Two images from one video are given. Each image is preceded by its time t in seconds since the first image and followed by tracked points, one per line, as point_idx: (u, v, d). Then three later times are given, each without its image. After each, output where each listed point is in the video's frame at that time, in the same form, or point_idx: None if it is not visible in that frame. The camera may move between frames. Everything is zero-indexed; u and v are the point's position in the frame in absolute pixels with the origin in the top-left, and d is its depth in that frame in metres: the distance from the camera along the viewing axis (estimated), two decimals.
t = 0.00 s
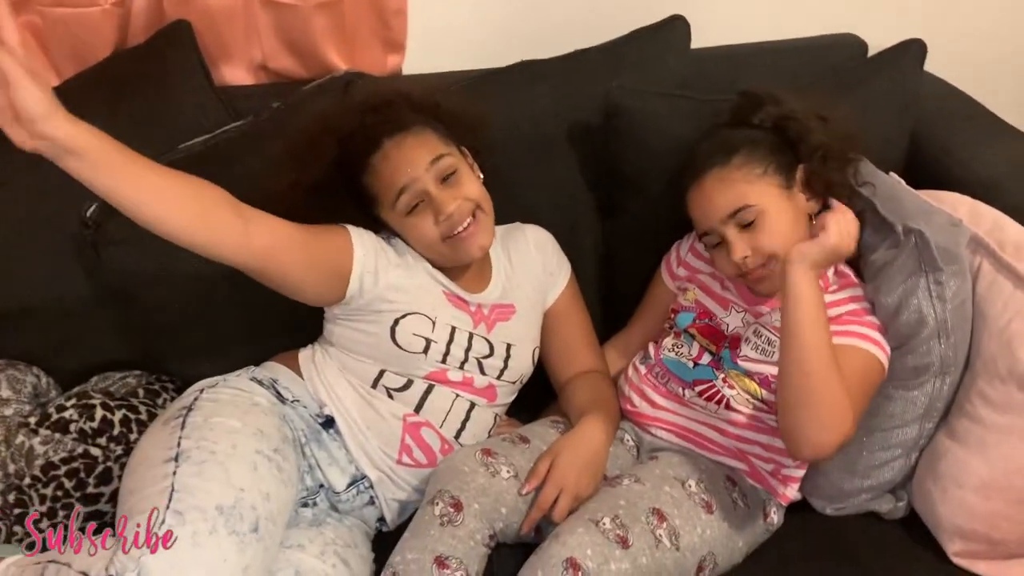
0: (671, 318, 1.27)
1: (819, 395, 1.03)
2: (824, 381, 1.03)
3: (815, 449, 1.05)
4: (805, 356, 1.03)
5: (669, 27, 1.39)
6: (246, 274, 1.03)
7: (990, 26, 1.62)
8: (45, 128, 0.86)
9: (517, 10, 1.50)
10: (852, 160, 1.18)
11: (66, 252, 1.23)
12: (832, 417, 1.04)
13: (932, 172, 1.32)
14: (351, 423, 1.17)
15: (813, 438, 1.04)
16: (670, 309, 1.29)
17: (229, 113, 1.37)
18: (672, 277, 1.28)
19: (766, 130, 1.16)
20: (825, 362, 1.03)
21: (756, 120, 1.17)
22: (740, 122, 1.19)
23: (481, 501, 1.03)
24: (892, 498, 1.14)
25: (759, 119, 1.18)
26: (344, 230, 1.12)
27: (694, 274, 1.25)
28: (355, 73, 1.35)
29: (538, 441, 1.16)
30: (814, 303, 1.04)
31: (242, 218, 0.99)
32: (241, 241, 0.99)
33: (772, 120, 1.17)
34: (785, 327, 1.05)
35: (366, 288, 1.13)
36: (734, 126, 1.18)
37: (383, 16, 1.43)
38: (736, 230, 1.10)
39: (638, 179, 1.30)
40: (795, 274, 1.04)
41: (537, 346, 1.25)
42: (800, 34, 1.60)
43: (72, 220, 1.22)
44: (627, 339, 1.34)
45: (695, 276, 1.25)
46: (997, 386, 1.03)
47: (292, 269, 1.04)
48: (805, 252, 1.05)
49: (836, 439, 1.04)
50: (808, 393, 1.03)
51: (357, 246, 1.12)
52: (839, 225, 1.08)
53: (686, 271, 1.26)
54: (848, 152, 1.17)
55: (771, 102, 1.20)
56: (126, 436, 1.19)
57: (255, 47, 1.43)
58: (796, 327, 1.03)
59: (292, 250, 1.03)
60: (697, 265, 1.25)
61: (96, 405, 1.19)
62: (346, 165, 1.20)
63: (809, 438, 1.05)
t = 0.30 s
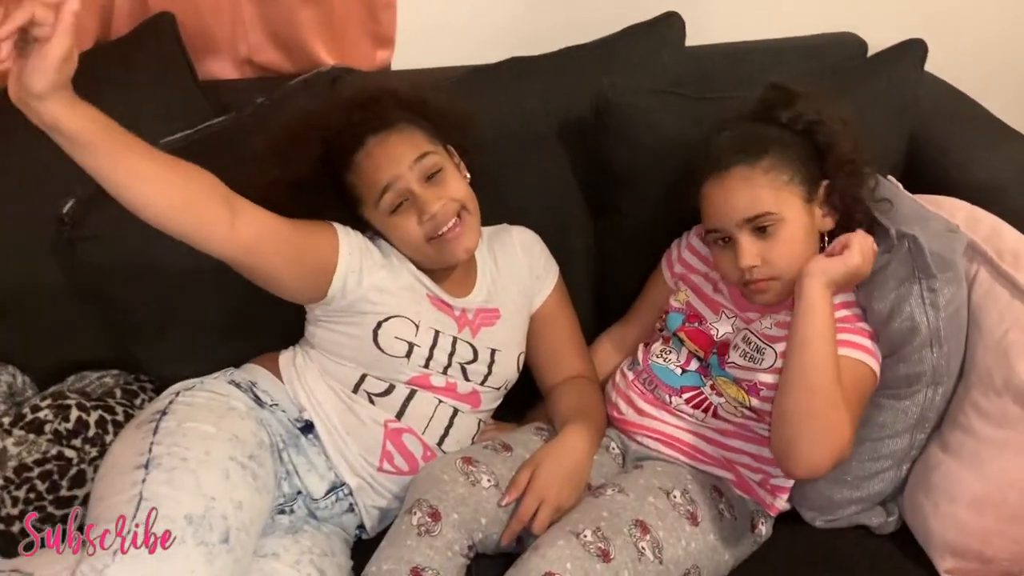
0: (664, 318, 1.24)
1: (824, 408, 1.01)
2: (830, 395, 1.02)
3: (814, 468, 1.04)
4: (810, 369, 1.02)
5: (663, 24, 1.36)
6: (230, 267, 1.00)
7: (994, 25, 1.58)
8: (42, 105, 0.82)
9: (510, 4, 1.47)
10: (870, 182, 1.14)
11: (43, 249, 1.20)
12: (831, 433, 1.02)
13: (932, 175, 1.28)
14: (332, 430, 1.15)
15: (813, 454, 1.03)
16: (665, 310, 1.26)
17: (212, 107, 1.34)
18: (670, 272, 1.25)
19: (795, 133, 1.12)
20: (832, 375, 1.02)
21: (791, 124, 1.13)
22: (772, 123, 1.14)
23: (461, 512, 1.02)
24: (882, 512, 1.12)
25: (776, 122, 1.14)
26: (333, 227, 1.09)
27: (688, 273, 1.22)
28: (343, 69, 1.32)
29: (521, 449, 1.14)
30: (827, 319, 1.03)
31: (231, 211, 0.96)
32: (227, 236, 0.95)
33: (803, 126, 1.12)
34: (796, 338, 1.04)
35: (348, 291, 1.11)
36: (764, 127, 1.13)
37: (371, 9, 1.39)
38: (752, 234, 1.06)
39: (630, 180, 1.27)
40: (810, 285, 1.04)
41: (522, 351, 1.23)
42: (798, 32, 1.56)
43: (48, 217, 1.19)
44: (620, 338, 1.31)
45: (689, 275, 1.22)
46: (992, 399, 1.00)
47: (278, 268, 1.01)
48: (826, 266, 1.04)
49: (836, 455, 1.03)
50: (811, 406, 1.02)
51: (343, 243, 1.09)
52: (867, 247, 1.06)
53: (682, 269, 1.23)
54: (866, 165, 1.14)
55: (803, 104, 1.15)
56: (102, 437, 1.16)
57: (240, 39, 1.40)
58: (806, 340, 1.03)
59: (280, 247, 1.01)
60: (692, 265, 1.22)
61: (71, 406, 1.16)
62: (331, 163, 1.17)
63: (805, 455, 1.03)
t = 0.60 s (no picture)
0: (660, 314, 1.22)
1: (851, 334, 0.98)
2: (857, 328, 0.98)
3: (840, 407, 0.99)
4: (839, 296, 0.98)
5: (665, 19, 1.34)
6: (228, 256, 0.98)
7: (1000, 23, 1.55)
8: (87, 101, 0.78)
9: None
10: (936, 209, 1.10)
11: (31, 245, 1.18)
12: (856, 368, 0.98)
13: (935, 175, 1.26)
14: (321, 431, 1.13)
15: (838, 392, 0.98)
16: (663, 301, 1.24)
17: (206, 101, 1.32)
18: (667, 267, 1.23)
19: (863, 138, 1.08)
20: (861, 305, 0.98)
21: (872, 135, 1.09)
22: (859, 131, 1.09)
23: (450, 516, 1.00)
24: (881, 519, 1.10)
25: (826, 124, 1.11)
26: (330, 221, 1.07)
27: (690, 269, 1.20)
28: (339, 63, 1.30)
29: (513, 452, 1.12)
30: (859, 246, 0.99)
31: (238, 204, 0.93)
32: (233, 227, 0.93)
33: (877, 140, 1.09)
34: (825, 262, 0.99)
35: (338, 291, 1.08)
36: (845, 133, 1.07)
37: (367, 3, 1.37)
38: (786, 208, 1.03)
39: (628, 178, 1.24)
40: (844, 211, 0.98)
41: (516, 352, 1.21)
42: (803, 29, 1.54)
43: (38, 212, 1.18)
44: (618, 331, 1.28)
45: (690, 270, 1.20)
46: (995, 406, 0.97)
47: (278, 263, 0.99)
48: (860, 203, 0.98)
49: (861, 394, 0.99)
50: (840, 336, 0.98)
51: (341, 242, 1.07)
52: (900, 188, 1.02)
53: (681, 263, 1.21)
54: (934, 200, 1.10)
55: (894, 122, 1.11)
56: (89, 435, 1.15)
57: (234, 32, 1.38)
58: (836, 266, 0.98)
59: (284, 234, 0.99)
60: (693, 258, 1.20)
61: (59, 403, 1.15)
62: (326, 157, 1.15)
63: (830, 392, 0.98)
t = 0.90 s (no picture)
0: (669, 312, 1.22)
1: (876, 310, 0.98)
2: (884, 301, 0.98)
3: (867, 384, 0.98)
4: (866, 266, 0.98)
5: (672, 22, 1.33)
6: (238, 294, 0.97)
7: (1009, 25, 1.54)
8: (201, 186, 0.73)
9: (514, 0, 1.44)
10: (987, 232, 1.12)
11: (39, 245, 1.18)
12: (883, 342, 0.98)
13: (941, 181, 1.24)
14: (326, 434, 1.13)
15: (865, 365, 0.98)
16: (672, 300, 1.24)
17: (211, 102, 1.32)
18: (676, 269, 1.23)
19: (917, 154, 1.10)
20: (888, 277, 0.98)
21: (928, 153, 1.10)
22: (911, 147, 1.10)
23: (452, 520, 1.00)
24: (887, 525, 1.09)
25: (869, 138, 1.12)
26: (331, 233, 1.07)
27: (703, 267, 1.20)
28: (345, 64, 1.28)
29: (517, 456, 1.12)
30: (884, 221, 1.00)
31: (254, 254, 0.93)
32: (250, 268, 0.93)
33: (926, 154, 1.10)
34: (852, 233, 1.00)
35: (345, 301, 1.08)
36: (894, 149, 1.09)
37: (374, 5, 1.37)
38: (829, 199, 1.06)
39: (634, 182, 1.24)
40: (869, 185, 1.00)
41: (520, 358, 1.20)
42: (810, 31, 1.53)
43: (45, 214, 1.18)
44: (625, 335, 1.28)
45: (703, 268, 1.21)
46: (1002, 412, 0.97)
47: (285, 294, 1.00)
48: (883, 177, 1.00)
49: (888, 372, 0.98)
50: (867, 306, 0.98)
51: (348, 253, 1.07)
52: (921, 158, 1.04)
53: (693, 264, 1.21)
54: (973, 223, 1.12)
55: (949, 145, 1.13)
56: (95, 436, 1.15)
57: (240, 34, 1.38)
58: (863, 236, 0.99)
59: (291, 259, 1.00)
60: (707, 257, 1.20)
61: (65, 403, 1.15)
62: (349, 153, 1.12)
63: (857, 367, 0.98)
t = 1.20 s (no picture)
0: (670, 316, 1.21)
1: (870, 312, 0.97)
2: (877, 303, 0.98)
3: (861, 386, 0.98)
4: (862, 269, 0.97)
5: (677, 23, 1.33)
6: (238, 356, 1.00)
7: (1015, 25, 1.54)
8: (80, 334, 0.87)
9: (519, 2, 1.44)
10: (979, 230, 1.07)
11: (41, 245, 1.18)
12: (877, 344, 0.97)
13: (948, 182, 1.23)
14: (333, 437, 1.13)
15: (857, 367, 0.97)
16: (674, 303, 1.23)
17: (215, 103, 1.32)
18: (678, 272, 1.22)
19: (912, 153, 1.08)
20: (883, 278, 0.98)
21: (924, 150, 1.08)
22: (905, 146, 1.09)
23: (455, 523, 1.00)
24: (892, 530, 1.09)
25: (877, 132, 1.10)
26: (324, 252, 1.06)
27: (704, 270, 1.20)
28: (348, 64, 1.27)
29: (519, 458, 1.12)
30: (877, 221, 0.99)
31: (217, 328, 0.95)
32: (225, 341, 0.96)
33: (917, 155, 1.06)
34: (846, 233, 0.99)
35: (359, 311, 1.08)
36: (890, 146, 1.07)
37: (378, 5, 1.37)
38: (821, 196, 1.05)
39: (638, 184, 1.23)
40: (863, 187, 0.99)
41: (531, 363, 1.20)
42: (816, 33, 1.52)
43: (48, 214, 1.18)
44: (629, 339, 1.28)
45: (704, 271, 1.20)
46: (1007, 417, 0.96)
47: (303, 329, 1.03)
48: (880, 175, 0.99)
49: (882, 373, 0.98)
50: (862, 307, 0.97)
51: (342, 264, 1.05)
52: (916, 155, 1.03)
53: (694, 267, 1.21)
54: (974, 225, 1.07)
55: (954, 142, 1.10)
56: (95, 436, 1.14)
57: (244, 34, 1.38)
58: (860, 237, 0.98)
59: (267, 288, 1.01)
60: (709, 259, 1.20)
61: (66, 403, 1.15)
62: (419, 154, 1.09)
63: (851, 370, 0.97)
